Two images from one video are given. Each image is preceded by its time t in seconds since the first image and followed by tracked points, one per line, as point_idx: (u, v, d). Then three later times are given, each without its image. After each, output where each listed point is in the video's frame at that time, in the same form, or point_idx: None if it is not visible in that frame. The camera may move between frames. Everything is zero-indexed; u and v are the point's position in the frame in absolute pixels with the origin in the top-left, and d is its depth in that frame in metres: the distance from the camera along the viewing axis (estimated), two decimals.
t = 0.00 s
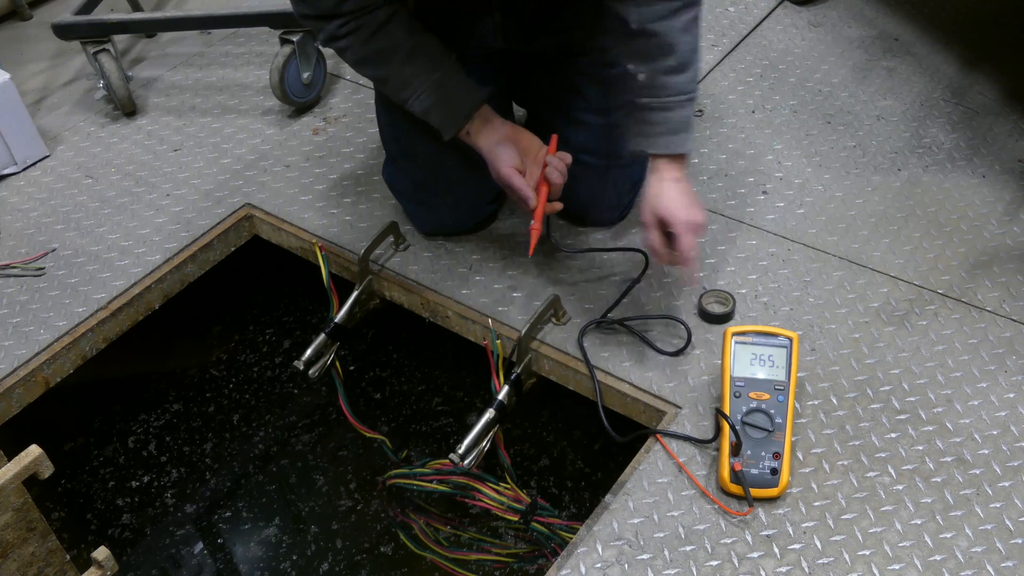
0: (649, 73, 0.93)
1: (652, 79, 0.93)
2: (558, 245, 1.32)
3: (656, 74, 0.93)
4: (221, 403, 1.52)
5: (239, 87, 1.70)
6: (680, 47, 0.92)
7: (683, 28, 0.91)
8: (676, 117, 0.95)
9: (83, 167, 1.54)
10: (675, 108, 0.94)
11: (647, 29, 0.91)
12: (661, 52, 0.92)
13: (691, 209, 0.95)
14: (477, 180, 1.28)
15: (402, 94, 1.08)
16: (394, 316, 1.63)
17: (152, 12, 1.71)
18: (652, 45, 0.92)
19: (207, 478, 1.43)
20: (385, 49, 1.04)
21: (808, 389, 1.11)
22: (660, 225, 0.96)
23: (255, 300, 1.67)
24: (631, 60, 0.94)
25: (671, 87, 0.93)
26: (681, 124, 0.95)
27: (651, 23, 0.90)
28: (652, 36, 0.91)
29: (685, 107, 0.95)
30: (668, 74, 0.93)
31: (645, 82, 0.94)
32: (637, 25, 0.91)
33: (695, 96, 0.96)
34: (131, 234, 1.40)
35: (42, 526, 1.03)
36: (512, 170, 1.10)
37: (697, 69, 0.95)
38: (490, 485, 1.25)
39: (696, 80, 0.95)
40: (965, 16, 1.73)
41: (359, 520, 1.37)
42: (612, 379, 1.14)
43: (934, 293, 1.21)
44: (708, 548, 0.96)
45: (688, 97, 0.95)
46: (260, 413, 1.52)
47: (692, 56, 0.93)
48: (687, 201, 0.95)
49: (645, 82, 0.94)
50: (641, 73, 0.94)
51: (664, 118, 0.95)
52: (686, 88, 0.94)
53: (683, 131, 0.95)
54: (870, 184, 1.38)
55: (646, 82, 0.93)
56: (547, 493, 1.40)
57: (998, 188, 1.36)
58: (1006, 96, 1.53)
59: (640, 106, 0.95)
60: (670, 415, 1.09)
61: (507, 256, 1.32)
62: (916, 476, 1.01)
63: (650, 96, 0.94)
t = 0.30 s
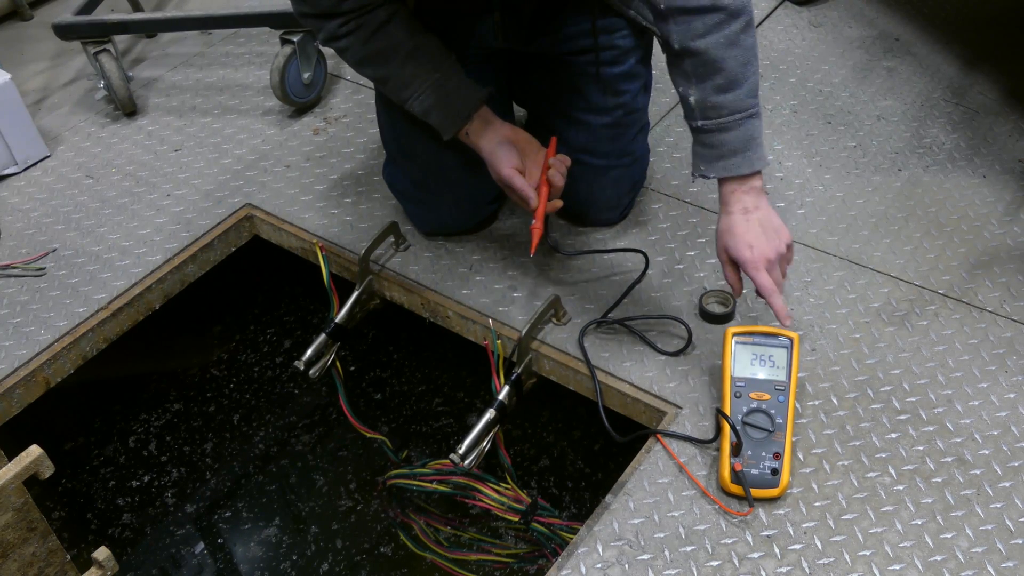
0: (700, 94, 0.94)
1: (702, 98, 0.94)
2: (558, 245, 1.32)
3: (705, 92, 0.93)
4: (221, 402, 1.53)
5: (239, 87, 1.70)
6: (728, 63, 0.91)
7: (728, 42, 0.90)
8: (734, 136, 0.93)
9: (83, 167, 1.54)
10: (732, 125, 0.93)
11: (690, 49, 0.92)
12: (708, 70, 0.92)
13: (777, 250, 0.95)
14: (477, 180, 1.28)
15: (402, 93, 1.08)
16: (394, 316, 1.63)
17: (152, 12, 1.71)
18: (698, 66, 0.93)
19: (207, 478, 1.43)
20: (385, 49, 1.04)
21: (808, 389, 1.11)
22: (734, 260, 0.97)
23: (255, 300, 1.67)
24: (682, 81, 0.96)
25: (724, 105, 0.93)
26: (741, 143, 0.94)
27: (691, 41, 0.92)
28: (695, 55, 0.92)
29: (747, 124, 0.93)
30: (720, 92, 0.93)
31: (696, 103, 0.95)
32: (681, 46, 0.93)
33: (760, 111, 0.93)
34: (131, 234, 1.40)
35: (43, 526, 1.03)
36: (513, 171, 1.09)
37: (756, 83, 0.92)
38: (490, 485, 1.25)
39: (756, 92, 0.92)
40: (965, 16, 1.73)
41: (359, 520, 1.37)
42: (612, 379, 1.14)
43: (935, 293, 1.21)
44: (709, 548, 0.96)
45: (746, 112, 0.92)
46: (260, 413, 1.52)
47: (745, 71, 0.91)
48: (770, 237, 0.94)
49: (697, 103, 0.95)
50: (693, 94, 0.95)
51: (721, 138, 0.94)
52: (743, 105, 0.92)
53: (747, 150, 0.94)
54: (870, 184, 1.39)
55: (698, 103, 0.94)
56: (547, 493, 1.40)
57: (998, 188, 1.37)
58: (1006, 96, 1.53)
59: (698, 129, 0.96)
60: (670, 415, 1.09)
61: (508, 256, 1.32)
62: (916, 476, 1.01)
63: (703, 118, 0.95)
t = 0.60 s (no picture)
0: (691, 99, 0.94)
1: (695, 103, 0.94)
2: (557, 245, 1.32)
3: (699, 97, 0.94)
4: (221, 402, 1.53)
5: (239, 87, 1.70)
6: (721, 68, 0.91)
7: (722, 48, 0.90)
8: (725, 139, 0.94)
9: (83, 167, 1.54)
10: (724, 130, 0.93)
11: (683, 54, 0.92)
12: (701, 75, 0.92)
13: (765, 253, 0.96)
14: (477, 181, 1.28)
15: (402, 94, 1.08)
16: (394, 316, 1.63)
17: (152, 12, 1.71)
18: (691, 70, 0.93)
19: (206, 478, 1.43)
20: (385, 49, 1.04)
21: (808, 389, 1.11)
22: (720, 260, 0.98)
23: (256, 300, 1.67)
24: (675, 85, 0.95)
25: (716, 110, 0.93)
26: (732, 146, 0.94)
27: (685, 46, 0.91)
28: (689, 59, 0.92)
29: (736, 128, 0.94)
30: (713, 97, 0.93)
31: (687, 107, 0.95)
32: (674, 50, 0.92)
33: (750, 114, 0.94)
34: (132, 234, 1.40)
35: (43, 526, 1.03)
36: (513, 172, 1.09)
37: (748, 87, 0.93)
38: (490, 485, 1.25)
39: (746, 97, 0.93)
40: (965, 16, 1.73)
41: (359, 520, 1.37)
42: (612, 380, 1.14)
43: (935, 293, 1.21)
44: (709, 548, 0.96)
45: (738, 117, 0.93)
46: (260, 413, 1.52)
47: (738, 76, 0.91)
48: (758, 240, 0.96)
49: (689, 107, 0.95)
50: (685, 98, 0.95)
51: (712, 142, 0.95)
52: (735, 110, 0.93)
53: (737, 153, 0.95)
54: (870, 184, 1.39)
55: (689, 107, 0.95)
56: (547, 493, 1.40)
57: (998, 188, 1.37)
58: (1006, 96, 1.53)
59: (689, 131, 0.96)
60: (670, 415, 1.09)
61: (508, 256, 1.32)
62: (916, 476, 1.01)
63: (695, 122, 0.95)
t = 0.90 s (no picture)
0: (690, 98, 0.94)
1: (693, 102, 0.94)
2: (557, 245, 1.32)
3: (697, 97, 0.94)
4: (221, 401, 1.53)
5: (239, 87, 1.70)
6: (719, 69, 0.91)
7: (721, 48, 0.90)
8: (723, 139, 0.94)
9: (83, 167, 1.54)
10: (721, 130, 0.93)
11: (682, 54, 0.92)
12: (700, 75, 0.92)
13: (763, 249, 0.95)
14: (477, 181, 1.28)
15: (401, 94, 1.08)
16: (394, 316, 1.63)
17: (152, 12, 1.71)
18: (689, 70, 0.93)
19: (206, 478, 1.43)
20: (384, 50, 1.04)
21: (808, 389, 1.11)
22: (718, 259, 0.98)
23: (256, 300, 1.67)
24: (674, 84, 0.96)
25: (715, 109, 0.93)
26: (730, 146, 0.94)
27: (684, 47, 0.92)
28: (688, 59, 0.92)
29: (734, 128, 0.93)
30: (711, 97, 0.93)
31: (686, 107, 0.95)
32: (674, 49, 0.93)
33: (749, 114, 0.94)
34: (132, 234, 1.40)
35: (43, 526, 1.03)
36: (512, 175, 1.10)
37: (746, 88, 0.93)
38: (489, 485, 1.25)
39: (745, 98, 0.93)
40: (965, 16, 1.73)
41: (358, 520, 1.37)
42: (612, 380, 1.14)
43: (934, 293, 1.21)
44: (709, 548, 0.96)
45: (736, 117, 0.93)
46: (260, 412, 1.52)
47: (736, 76, 0.91)
48: (756, 238, 0.95)
49: (688, 106, 0.95)
50: (684, 97, 0.95)
51: (710, 141, 0.94)
52: (733, 110, 0.93)
53: (736, 153, 0.94)
54: (870, 184, 1.39)
55: (688, 107, 0.95)
56: (547, 494, 1.40)
57: (998, 188, 1.37)
58: (1006, 96, 1.53)
59: (688, 131, 0.96)
60: (670, 415, 1.09)
61: (507, 256, 1.32)
62: (916, 476, 1.01)
63: (693, 121, 0.95)
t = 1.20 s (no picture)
0: (693, 104, 0.92)
1: (696, 108, 0.92)
2: (557, 245, 1.32)
3: (699, 102, 0.91)
4: (222, 401, 1.53)
5: (239, 86, 1.70)
6: (721, 74, 0.89)
7: (723, 53, 0.88)
8: (727, 147, 0.91)
9: (83, 167, 1.54)
10: (725, 137, 0.90)
11: (684, 58, 0.90)
12: (702, 80, 0.90)
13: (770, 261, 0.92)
14: (477, 181, 1.28)
15: (401, 94, 1.08)
16: (394, 316, 1.63)
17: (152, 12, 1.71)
18: (692, 74, 0.90)
19: (205, 478, 1.43)
20: (384, 50, 1.04)
21: (808, 389, 1.11)
22: (724, 270, 0.94)
23: (256, 299, 1.67)
24: (677, 90, 0.93)
25: (718, 116, 0.90)
26: (734, 154, 0.91)
27: (685, 51, 0.89)
28: (690, 63, 0.90)
29: (739, 135, 0.90)
30: (714, 103, 0.90)
31: (689, 113, 0.92)
32: (676, 54, 0.91)
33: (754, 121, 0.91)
34: (131, 234, 1.40)
35: (43, 526, 1.03)
36: (513, 174, 1.10)
37: (751, 94, 0.90)
38: (489, 485, 1.25)
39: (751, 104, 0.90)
40: (965, 16, 1.73)
41: (358, 520, 1.37)
42: (612, 380, 1.14)
43: (934, 293, 1.21)
44: (708, 548, 0.96)
45: (739, 124, 0.90)
46: (259, 412, 1.52)
47: (739, 82, 0.89)
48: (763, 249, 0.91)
49: (690, 112, 0.92)
50: (687, 103, 0.93)
51: (714, 148, 0.91)
52: (737, 117, 0.90)
53: (740, 161, 0.91)
54: (870, 184, 1.39)
55: (691, 113, 0.92)
56: (547, 494, 1.40)
57: (998, 188, 1.37)
58: (1006, 96, 1.53)
59: (691, 138, 0.94)
60: (670, 415, 1.09)
61: (507, 256, 1.32)
62: (916, 476, 1.01)
63: (696, 127, 0.92)
